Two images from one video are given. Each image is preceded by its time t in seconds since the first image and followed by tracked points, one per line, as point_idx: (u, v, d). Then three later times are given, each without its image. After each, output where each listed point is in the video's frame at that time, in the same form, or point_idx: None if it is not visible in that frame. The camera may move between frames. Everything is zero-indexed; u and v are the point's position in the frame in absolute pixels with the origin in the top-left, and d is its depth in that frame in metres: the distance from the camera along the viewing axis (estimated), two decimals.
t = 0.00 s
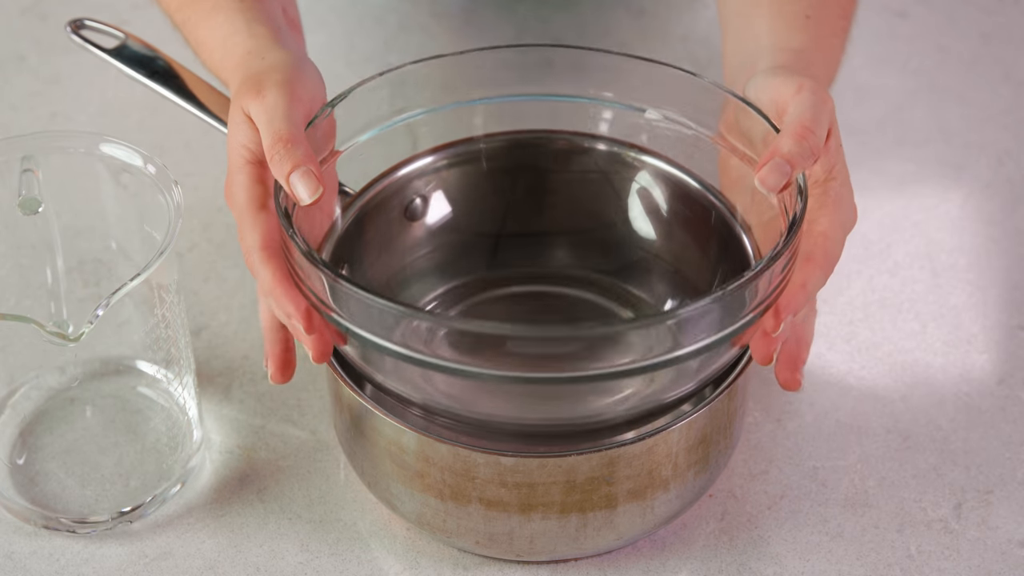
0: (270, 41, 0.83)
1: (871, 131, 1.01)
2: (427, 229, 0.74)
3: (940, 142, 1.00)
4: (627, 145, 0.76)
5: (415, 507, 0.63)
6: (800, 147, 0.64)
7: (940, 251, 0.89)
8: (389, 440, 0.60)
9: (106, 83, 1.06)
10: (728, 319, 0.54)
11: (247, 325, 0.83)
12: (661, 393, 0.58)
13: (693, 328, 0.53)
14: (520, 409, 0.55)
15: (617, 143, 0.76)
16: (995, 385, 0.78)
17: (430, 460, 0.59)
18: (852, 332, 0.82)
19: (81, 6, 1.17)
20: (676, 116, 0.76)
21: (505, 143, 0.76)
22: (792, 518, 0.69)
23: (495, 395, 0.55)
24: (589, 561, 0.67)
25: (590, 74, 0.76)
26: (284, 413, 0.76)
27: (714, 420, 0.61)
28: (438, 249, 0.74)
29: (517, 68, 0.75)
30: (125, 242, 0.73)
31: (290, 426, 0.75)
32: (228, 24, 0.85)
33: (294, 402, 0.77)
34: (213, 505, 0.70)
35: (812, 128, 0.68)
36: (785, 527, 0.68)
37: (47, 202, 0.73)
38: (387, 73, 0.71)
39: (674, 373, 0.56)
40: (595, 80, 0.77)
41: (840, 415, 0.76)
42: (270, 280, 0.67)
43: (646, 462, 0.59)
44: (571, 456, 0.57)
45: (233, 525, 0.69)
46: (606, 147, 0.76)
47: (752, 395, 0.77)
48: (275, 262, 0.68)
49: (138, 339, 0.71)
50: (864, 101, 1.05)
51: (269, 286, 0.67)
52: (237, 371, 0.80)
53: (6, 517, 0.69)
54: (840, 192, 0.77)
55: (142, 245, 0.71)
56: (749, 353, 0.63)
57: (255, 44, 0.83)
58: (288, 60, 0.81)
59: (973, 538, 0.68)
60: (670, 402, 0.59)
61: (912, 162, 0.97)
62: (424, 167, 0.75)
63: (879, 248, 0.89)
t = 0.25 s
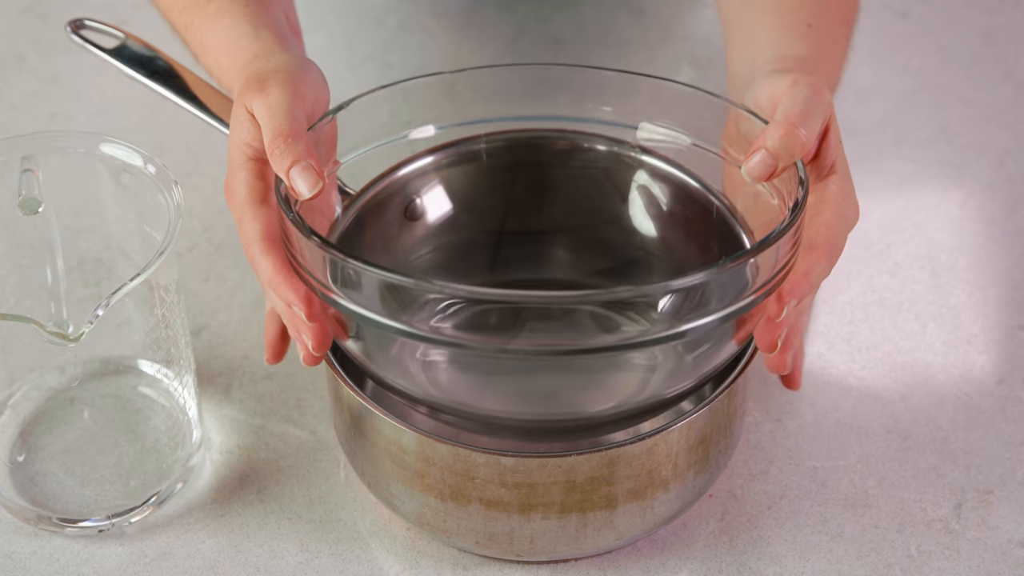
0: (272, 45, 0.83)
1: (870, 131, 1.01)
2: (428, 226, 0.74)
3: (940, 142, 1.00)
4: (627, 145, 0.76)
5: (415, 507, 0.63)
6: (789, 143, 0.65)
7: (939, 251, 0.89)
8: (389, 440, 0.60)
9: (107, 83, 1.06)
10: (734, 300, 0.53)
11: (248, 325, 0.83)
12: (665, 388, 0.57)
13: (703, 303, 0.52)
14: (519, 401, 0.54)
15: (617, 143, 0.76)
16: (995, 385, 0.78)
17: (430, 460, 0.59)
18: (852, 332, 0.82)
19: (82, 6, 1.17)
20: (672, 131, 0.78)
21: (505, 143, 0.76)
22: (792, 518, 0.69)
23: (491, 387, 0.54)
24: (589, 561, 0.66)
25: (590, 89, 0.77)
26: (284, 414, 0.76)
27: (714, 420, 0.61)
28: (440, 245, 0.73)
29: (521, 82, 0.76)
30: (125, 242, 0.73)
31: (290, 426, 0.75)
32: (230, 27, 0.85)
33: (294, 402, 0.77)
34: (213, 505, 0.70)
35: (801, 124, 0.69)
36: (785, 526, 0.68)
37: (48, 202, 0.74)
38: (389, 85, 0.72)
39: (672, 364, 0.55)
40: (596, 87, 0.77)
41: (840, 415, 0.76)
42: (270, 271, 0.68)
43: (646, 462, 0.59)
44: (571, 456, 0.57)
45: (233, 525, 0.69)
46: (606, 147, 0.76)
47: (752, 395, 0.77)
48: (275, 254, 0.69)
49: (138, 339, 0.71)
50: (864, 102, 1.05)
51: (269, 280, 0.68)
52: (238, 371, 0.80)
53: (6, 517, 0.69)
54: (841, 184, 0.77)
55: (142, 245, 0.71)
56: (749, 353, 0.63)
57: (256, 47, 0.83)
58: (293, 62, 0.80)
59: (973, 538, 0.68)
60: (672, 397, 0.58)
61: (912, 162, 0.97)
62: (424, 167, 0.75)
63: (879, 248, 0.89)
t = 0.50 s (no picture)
0: (273, 40, 0.83)
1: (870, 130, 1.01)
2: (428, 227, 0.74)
3: (940, 141, 1.00)
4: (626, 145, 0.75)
5: (415, 507, 0.63)
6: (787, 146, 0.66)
7: (939, 251, 0.89)
8: (389, 440, 0.60)
9: (106, 83, 1.06)
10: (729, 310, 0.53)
11: (247, 325, 0.83)
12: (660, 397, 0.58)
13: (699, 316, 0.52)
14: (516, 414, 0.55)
15: (618, 143, 0.75)
16: (995, 385, 0.78)
17: (430, 460, 0.59)
18: (852, 332, 0.82)
19: (81, 6, 1.17)
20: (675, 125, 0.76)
21: (505, 143, 0.75)
22: (792, 518, 0.69)
23: (491, 390, 0.54)
24: (589, 561, 0.66)
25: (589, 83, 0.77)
26: (284, 414, 0.76)
27: (714, 420, 0.61)
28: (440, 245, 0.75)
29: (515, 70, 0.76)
30: (125, 242, 0.73)
31: (290, 426, 0.75)
32: (229, 23, 0.85)
33: (294, 402, 0.77)
34: (213, 505, 0.70)
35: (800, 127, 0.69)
36: (786, 527, 0.68)
37: (48, 202, 0.74)
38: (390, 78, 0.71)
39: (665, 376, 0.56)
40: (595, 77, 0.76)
41: (840, 415, 0.76)
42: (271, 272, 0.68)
43: (646, 462, 0.59)
44: (571, 456, 0.57)
45: (233, 525, 0.69)
46: (607, 147, 0.75)
47: (752, 395, 0.77)
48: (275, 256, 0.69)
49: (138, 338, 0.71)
50: (863, 102, 1.05)
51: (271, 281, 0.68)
52: (237, 371, 0.80)
53: (6, 517, 0.69)
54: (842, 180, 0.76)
55: (142, 245, 0.71)
56: (749, 351, 0.63)
57: (257, 43, 0.83)
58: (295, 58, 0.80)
59: (973, 538, 0.68)
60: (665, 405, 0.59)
61: (911, 162, 0.97)
62: (423, 168, 0.74)
63: (879, 248, 0.89)
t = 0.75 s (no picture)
0: None
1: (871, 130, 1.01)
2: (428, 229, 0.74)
3: (941, 141, 1.00)
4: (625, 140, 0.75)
5: (415, 507, 0.63)
6: (815, 83, 0.68)
7: (940, 251, 0.89)
8: (389, 440, 0.60)
9: (106, 82, 1.06)
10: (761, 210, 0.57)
11: (247, 325, 0.83)
12: (715, 287, 0.59)
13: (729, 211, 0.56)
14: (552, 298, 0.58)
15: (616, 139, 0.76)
16: (995, 385, 0.78)
17: (430, 460, 0.59)
18: (853, 332, 0.82)
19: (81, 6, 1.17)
20: (717, 91, 0.79)
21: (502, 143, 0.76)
22: (792, 518, 0.69)
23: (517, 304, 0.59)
24: (589, 561, 0.66)
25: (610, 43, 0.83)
26: (284, 413, 0.76)
27: (714, 420, 0.61)
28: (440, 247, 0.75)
29: (547, 11, 0.84)
30: (125, 241, 0.74)
31: (290, 426, 0.75)
32: None
33: (294, 402, 0.77)
34: (213, 505, 0.70)
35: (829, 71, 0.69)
36: (786, 527, 0.68)
37: (48, 202, 0.73)
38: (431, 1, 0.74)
39: (707, 260, 0.57)
40: (634, 5, 0.84)
41: (840, 415, 0.76)
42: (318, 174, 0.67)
43: (646, 462, 0.59)
44: (571, 457, 0.57)
45: (233, 525, 0.69)
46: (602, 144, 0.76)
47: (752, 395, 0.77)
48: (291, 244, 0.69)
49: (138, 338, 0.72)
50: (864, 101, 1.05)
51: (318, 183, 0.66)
52: (237, 371, 0.80)
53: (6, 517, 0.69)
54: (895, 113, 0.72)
55: (141, 244, 0.72)
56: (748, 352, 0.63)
57: None
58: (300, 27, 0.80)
59: (973, 538, 0.68)
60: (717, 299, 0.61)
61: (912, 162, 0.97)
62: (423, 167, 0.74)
63: (879, 248, 0.89)
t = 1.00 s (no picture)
0: None
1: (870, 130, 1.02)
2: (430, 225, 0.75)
3: (941, 141, 1.00)
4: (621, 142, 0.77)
5: (415, 507, 0.63)
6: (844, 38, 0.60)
7: (940, 252, 0.89)
8: (389, 440, 0.60)
9: (107, 83, 1.06)
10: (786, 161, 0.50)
11: (247, 325, 0.83)
12: (715, 258, 0.55)
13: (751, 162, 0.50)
14: (543, 239, 0.54)
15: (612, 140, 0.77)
16: (995, 385, 0.78)
17: (430, 460, 0.59)
18: (853, 332, 0.82)
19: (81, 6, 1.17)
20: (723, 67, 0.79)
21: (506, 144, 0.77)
22: (792, 518, 0.69)
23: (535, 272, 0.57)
24: (589, 561, 0.66)
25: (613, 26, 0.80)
26: (284, 414, 0.76)
27: (714, 420, 0.61)
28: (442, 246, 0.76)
29: None
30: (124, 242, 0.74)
31: (290, 426, 0.75)
32: None
33: (294, 402, 0.77)
34: (213, 505, 0.70)
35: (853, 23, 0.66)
36: (786, 527, 0.68)
37: (48, 202, 0.73)
38: None
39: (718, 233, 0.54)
40: None
41: (840, 415, 0.76)
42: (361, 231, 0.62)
43: (646, 462, 0.59)
44: (571, 456, 0.57)
45: (233, 525, 0.69)
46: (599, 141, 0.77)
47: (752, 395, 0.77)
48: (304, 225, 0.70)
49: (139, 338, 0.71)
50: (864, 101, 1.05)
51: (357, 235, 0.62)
52: (237, 371, 0.80)
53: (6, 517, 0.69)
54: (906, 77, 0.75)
55: (141, 245, 0.72)
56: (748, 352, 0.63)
57: None
58: (313, 27, 0.79)
59: (973, 538, 0.68)
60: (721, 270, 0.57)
61: (912, 162, 0.98)
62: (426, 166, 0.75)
63: (879, 248, 0.89)
